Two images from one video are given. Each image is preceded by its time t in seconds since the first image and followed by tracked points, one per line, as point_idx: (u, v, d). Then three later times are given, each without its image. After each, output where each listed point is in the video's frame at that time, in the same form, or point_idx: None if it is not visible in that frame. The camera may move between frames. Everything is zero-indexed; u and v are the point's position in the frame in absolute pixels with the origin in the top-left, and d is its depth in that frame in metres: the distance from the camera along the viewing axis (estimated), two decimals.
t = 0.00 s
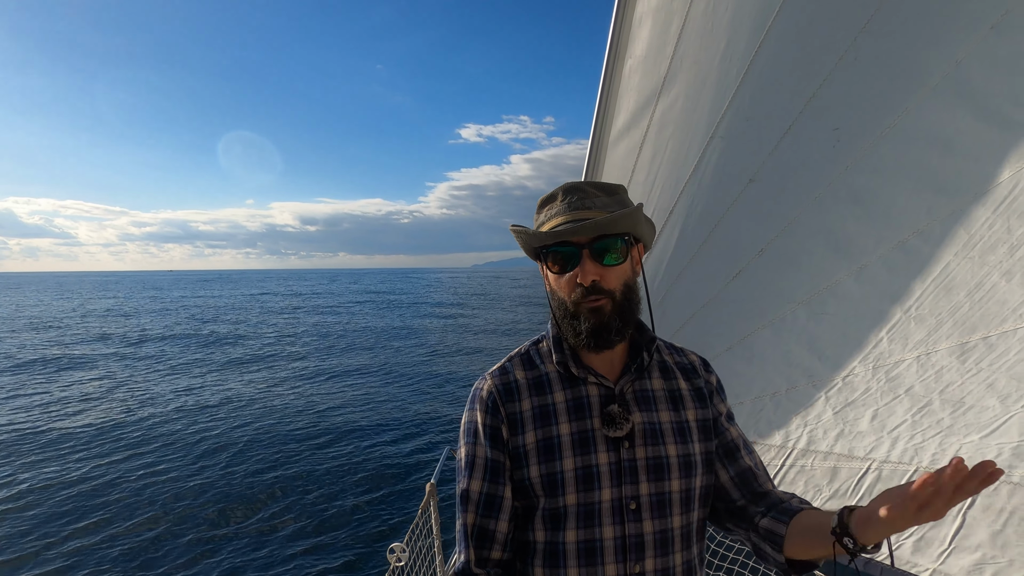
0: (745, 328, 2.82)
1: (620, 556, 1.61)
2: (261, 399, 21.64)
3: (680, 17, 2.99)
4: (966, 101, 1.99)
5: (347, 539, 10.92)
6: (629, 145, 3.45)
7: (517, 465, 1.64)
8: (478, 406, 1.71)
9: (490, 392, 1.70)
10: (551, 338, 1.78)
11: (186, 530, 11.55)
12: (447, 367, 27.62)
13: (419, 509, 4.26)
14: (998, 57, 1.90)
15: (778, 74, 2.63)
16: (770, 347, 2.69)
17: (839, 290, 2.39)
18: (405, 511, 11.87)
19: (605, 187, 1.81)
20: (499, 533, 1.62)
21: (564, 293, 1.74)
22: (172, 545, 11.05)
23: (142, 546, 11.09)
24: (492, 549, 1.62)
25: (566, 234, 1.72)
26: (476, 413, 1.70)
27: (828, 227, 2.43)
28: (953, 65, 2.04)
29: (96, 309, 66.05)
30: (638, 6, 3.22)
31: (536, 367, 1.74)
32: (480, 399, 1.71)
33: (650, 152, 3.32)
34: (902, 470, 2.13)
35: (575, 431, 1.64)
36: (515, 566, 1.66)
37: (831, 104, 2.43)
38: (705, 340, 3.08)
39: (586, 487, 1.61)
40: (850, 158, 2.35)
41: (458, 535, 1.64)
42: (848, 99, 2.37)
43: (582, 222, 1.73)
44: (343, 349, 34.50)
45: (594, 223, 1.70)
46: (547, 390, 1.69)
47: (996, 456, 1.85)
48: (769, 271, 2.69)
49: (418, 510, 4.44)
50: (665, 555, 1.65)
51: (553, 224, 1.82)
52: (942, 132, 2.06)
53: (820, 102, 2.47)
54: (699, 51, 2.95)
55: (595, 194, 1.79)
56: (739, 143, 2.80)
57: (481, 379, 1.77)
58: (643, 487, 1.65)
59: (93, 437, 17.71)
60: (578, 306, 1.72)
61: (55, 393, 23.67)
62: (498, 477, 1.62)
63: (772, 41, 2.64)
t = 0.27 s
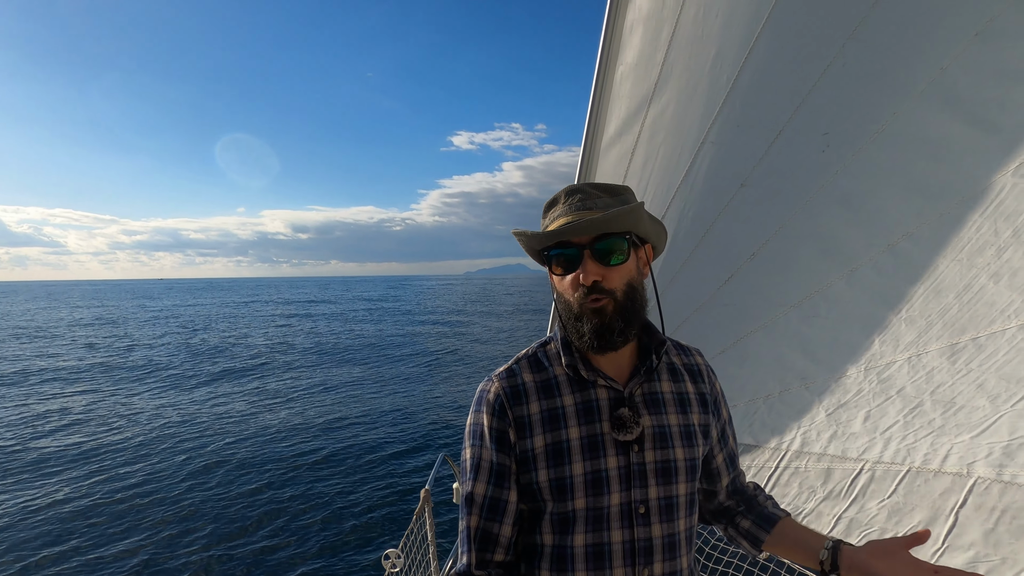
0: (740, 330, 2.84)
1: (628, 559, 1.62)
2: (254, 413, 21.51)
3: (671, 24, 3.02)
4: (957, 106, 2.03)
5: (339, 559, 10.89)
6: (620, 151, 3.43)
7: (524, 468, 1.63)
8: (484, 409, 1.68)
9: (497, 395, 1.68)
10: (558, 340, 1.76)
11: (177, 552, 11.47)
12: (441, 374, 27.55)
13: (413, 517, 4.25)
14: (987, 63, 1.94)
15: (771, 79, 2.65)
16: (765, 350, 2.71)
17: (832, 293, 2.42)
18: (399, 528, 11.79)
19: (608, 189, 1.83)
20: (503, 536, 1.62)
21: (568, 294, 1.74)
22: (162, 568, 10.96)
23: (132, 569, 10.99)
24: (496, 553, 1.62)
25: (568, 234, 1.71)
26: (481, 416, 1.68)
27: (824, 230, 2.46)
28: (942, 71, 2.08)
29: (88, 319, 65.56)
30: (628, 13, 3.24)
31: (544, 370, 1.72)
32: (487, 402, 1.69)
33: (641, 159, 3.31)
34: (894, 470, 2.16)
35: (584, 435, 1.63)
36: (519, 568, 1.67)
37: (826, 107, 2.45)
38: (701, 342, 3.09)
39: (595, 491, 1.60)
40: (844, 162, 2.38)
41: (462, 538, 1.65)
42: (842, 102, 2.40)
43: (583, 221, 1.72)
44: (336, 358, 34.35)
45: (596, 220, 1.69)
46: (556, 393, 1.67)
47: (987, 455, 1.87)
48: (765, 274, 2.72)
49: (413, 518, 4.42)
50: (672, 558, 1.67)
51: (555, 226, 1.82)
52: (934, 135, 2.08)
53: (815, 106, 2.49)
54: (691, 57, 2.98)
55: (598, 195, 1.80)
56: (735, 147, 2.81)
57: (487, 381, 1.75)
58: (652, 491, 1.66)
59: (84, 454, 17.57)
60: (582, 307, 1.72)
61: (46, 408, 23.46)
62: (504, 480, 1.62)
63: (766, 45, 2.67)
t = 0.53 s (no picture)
0: (739, 332, 2.85)
1: (635, 558, 1.63)
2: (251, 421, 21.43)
3: (668, 29, 3.05)
4: (951, 108, 2.05)
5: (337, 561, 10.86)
6: (617, 156, 3.44)
7: (528, 469, 1.63)
8: (485, 410, 1.67)
9: (498, 396, 1.67)
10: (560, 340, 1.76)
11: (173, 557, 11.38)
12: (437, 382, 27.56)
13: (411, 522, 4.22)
14: (982, 66, 1.97)
15: (768, 82, 2.67)
16: (764, 352, 2.72)
17: (831, 294, 2.44)
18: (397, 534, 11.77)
19: (633, 188, 1.83)
20: (506, 537, 1.61)
21: (577, 285, 1.73)
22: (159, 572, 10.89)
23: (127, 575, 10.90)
24: (498, 554, 1.62)
25: (593, 221, 1.70)
26: (482, 417, 1.67)
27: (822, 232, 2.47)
28: (936, 74, 2.11)
29: (82, 326, 65.09)
30: (626, 18, 3.26)
31: (546, 370, 1.71)
32: (488, 404, 1.68)
33: (638, 163, 3.32)
34: (893, 471, 2.17)
35: (588, 434, 1.63)
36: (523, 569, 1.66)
37: (822, 110, 2.47)
38: (699, 343, 3.10)
39: (600, 491, 1.61)
40: (841, 164, 2.39)
41: (464, 540, 1.64)
42: (837, 105, 2.42)
43: (609, 211, 1.72)
44: (332, 365, 34.28)
45: (624, 213, 1.69)
46: (559, 393, 1.67)
47: (985, 455, 1.89)
48: (763, 276, 2.73)
49: (410, 524, 4.39)
50: (678, 556, 1.69)
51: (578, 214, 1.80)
52: (929, 137, 2.11)
53: (811, 108, 2.51)
54: (687, 61, 3.00)
55: (624, 192, 1.80)
56: (732, 149, 2.83)
57: (488, 382, 1.74)
58: (657, 489, 1.67)
59: (79, 464, 17.47)
60: (589, 302, 1.71)
61: (40, 417, 23.34)
62: (506, 482, 1.60)
63: (762, 49, 2.69)
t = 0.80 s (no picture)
0: (737, 335, 2.86)
1: (630, 557, 1.64)
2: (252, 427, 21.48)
3: (668, 33, 3.06)
4: (948, 112, 2.06)
5: None
6: (619, 157, 3.46)
7: (522, 470, 1.63)
8: (479, 412, 1.68)
9: (491, 397, 1.67)
10: (554, 340, 1.77)
11: None
12: (439, 386, 27.58)
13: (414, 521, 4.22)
14: (978, 70, 1.99)
15: (766, 86, 2.69)
16: (762, 355, 2.73)
17: (828, 298, 2.44)
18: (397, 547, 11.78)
19: (632, 190, 1.84)
20: (501, 538, 1.62)
21: (573, 284, 1.74)
22: None
23: None
24: (493, 554, 1.62)
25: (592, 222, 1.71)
26: (476, 419, 1.67)
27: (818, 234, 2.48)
28: (933, 78, 2.12)
29: (85, 331, 65.35)
30: (626, 22, 3.29)
31: (539, 371, 1.72)
32: (482, 405, 1.68)
33: (639, 165, 3.33)
34: (893, 474, 2.17)
35: (582, 434, 1.64)
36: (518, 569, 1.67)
37: (818, 114, 2.49)
38: (696, 346, 3.11)
39: (594, 489, 1.62)
40: (838, 168, 2.41)
41: (459, 541, 1.64)
42: (834, 109, 2.43)
43: (606, 214, 1.74)
44: (334, 369, 34.33)
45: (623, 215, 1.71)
46: (552, 393, 1.68)
47: (984, 457, 1.90)
48: (760, 279, 2.74)
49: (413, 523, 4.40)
50: (673, 554, 1.70)
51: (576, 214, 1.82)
52: (925, 140, 2.12)
53: (808, 112, 2.53)
54: (687, 66, 3.02)
55: (623, 194, 1.81)
56: (729, 152, 2.85)
57: (482, 383, 1.74)
58: (651, 488, 1.68)
59: (80, 477, 17.53)
60: (585, 301, 1.72)
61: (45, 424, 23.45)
62: (500, 483, 1.61)
63: (759, 53, 2.71)
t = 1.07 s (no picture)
0: (735, 337, 2.86)
1: (626, 560, 1.63)
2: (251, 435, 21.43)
3: (665, 36, 3.07)
4: (945, 114, 2.07)
5: None
6: (617, 161, 3.46)
7: (519, 470, 1.63)
8: (476, 411, 1.67)
9: (489, 397, 1.67)
10: (552, 341, 1.77)
11: None
12: (438, 392, 27.58)
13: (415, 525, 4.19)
14: (974, 73, 2.00)
15: (763, 90, 2.70)
16: (760, 358, 2.73)
17: (826, 301, 2.44)
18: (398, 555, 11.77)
19: (632, 194, 1.84)
20: (496, 538, 1.61)
21: (573, 289, 1.73)
22: None
23: None
24: (489, 555, 1.61)
25: (591, 229, 1.71)
26: (474, 418, 1.67)
27: (814, 237, 2.49)
28: (930, 81, 2.13)
29: (82, 339, 65.24)
30: (624, 26, 3.30)
31: (537, 372, 1.72)
32: (479, 404, 1.68)
33: (637, 169, 3.34)
34: (894, 475, 2.17)
35: (579, 435, 1.64)
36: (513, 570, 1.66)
37: (815, 117, 2.50)
38: (694, 348, 3.12)
39: (591, 491, 1.61)
40: (836, 170, 2.41)
41: (454, 541, 1.63)
42: (831, 112, 2.44)
43: (606, 220, 1.73)
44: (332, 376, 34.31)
45: (623, 221, 1.71)
46: (550, 394, 1.68)
47: (984, 458, 1.90)
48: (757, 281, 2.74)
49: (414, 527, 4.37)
50: (669, 558, 1.70)
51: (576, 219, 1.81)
52: (922, 143, 2.13)
53: (805, 115, 2.53)
54: (685, 70, 3.03)
55: (623, 198, 1.80)
56: (727, 154, 2.85)
57: (479, 383, 1.74)
58: (647, 491, 1.68)
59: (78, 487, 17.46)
60: (585, 304, 1.72)
61: (41, 433, 23.32)
62: (495, 484, 1.61)
63: (757, 56, 2.72)
